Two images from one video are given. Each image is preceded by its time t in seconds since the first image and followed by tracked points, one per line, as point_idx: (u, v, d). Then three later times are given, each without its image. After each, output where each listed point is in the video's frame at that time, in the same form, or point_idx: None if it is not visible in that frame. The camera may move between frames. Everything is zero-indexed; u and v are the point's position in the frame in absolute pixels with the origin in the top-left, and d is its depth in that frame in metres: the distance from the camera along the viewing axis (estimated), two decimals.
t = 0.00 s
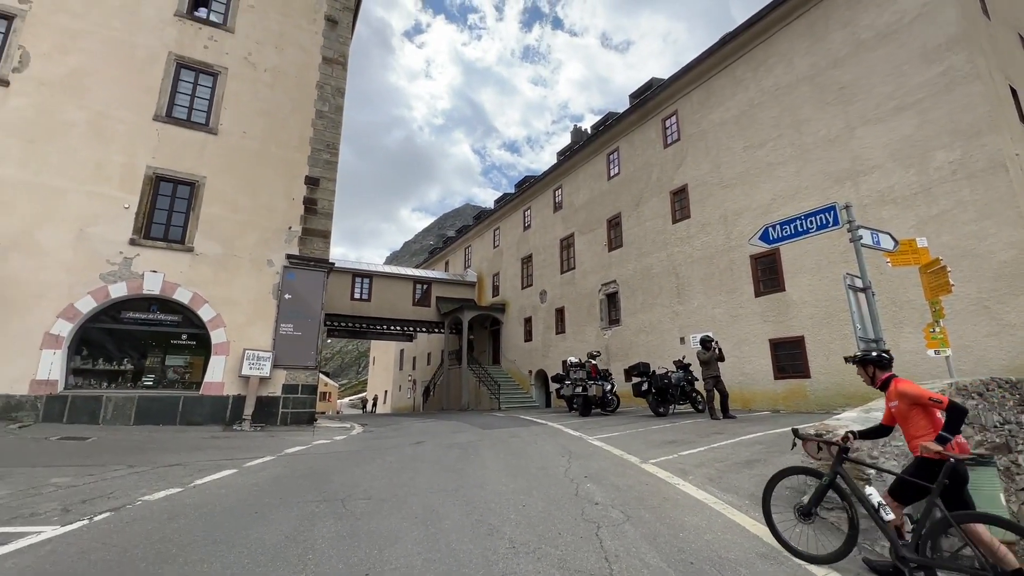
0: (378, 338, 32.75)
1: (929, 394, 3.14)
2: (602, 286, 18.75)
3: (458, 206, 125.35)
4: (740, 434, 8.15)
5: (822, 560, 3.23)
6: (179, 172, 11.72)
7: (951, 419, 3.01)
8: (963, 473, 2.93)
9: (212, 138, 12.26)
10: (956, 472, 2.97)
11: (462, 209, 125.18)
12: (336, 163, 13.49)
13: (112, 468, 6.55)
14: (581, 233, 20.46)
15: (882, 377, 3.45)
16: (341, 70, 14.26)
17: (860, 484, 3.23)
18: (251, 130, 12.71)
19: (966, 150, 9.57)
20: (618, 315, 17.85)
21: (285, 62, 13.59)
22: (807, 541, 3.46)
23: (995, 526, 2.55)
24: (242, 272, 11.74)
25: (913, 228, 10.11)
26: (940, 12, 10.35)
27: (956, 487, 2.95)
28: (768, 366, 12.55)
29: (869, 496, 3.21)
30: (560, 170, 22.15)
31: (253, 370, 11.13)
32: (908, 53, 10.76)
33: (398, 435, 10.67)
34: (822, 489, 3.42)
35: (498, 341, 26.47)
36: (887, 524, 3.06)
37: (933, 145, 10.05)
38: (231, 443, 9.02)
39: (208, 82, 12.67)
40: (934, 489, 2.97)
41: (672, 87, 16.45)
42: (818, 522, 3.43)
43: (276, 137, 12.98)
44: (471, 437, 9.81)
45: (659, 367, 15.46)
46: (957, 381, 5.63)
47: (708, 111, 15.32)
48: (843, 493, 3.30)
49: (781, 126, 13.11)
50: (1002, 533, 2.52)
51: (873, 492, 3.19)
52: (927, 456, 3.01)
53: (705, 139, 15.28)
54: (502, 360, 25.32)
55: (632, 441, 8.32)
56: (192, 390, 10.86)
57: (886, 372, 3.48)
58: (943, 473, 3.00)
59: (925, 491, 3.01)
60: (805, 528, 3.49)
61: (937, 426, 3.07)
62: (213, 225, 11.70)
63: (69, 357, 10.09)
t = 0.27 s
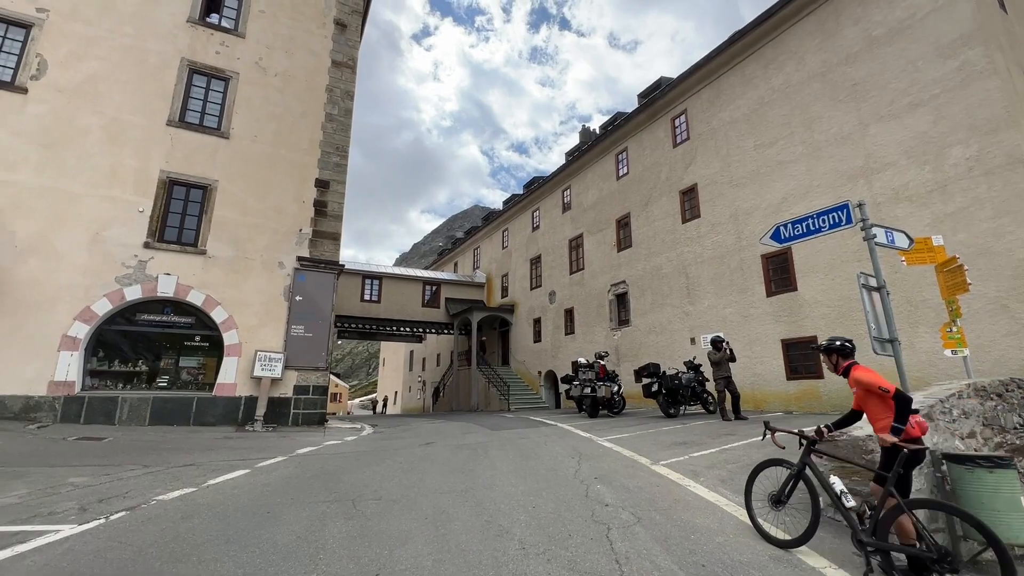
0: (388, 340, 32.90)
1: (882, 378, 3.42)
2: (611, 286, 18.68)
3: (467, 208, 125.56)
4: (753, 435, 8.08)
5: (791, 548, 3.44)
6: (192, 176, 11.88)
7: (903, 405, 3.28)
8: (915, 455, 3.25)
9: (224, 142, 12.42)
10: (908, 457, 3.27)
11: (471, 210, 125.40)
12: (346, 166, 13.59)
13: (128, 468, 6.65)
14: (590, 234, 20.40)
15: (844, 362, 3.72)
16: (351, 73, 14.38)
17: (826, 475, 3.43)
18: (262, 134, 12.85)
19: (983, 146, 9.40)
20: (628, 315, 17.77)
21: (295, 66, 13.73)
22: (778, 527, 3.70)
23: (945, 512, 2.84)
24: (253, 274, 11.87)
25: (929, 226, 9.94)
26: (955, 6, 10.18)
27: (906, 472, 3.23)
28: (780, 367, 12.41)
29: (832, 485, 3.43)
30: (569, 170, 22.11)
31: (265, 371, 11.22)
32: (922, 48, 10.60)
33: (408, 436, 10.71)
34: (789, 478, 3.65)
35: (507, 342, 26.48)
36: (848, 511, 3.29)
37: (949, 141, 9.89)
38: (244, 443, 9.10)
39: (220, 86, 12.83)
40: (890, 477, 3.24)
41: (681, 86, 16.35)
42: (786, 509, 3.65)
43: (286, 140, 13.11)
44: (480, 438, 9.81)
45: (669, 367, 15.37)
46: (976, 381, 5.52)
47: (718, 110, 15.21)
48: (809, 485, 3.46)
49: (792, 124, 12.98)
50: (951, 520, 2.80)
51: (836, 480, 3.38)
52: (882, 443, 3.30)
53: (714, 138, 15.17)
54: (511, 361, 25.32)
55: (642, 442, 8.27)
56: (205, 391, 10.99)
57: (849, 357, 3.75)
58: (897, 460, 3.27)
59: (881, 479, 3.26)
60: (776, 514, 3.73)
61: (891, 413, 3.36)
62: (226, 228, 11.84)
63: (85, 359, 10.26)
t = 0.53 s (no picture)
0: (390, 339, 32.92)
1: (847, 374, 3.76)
2: (614, 286, 18.67)
3: (469, 207, 125.53)
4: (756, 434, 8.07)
5: (763, 530, 3.77)
6: (195, 176, 11.92)
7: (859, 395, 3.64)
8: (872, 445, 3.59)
9: (227, 142, 12.45)
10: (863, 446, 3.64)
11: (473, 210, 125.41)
12: (348, 166, 13.62)
13: (131, 467, 6.68)
14: (592, 233, 20.38)
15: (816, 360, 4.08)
16: (353, 74, 14.41)
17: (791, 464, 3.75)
18: (265, 134, 12.89)
19: (987, 144, 9.35)
20: (630, 315, 17.75)
21: (298, 67, 13.76)
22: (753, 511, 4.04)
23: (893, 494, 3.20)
24: (256, 275, 11.90)
25: (932, 224, 9.91)
26: (957, 3, 10.15)
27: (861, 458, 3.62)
28: (783, 366, 12.38)
29: (797, 472, 3.76)
30: (571, 170, 22.09)
31: (268, 371, 11.23)
32: (925, 46, 10.56)
33: (411, 436, 10.74)
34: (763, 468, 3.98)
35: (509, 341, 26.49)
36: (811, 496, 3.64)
37: (952, 140, 9.85)
38: (247, 443, 9.12)
39: (222, 87, 12.87)
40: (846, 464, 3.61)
41: (683, 85, 16.32)
42: (760, 495, 3.99)
43: (289, 141, 13.14)
44: (483, 437, 9.81)
45: (671, 367, 15.35)
46: (981, 380, 5.50)
47: (720, 109, 15.18)
48: (778, 473, 3.77)
49: (794, 123, 12.94)
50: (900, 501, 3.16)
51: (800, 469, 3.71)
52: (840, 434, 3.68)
53: (717, 137, 15.14)
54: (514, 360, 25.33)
55: (644, 442, 8.27)
56: (209, 391, 11.04)
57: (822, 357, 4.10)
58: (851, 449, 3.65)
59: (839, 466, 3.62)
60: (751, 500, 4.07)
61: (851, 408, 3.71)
62: (229, 228, 11.87)
63: (90, 359, 10.32)
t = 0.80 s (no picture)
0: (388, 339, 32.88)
1: (804, 370, 4.00)
2: (611, 285, 18.70)
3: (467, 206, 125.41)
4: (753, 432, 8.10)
5: (740, 517, 4.03)
6: (192, 175, 11.88)
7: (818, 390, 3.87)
8: (830, 433, 3.83)
9: (224, 141, 12.42)
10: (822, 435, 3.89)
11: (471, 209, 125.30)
12: (346, 165, 13.59)
13: (129, 467, 6.66)
14: (590, 232, 20.40)
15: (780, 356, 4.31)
16: (350, 72, 14.37)
17: (757, 454, 3.97)
18: (262, 133, 12.85)
19: (984, 144, 9.39)
20: (628, 314, 17.78)
21: (295, 65, 13.72)
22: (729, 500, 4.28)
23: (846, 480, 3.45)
24: (254, 274, 11.87)
25: (929, 224, 9.95)
26: (953, 3, 10.18)
27: (819, 445, 3.88)
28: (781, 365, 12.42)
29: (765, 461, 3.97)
30: (569, 169, 22.09)
31: (266, 370, 11.23)
32: (922, 46, 10.59)
33: (409, 435, 10.74)
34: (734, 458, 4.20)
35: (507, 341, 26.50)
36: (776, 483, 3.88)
37: (949, 139, 9.88)
38: (245, 443, 9.12)
39: (219, 86, 12.83)
40: (806, 453, 3.86)
41: (681, 84, 16.33)
42: (733, 484, 4.23)
43: (286, 140, 13.10)
44: (481, 436, 9.82)
45: (669, 366, 15.38)
46: (977, 379, 5.52)
47: (718, 108, 15.20)
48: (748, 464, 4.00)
49: (792, 122, 12.96)
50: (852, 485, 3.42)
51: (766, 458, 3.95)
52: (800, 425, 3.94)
53: (714, 136, 15.17)
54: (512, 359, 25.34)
55: (642, 440, 8.29)
56: (206, 391, 11.03)
57: (787, 352, 4.32)
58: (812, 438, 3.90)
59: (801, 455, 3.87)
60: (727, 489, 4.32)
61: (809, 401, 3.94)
62: (226, 228, 11.84)
63: (87, 359, 10.29)
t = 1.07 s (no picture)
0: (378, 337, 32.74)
1: (767, 360, 4.27)
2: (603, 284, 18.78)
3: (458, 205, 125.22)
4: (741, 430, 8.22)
5: (709, 504, 4.29)
6: (180, 171, 11.73)
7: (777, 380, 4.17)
8: (787, 421, 4.06)
9: (213, 137, 12.27)
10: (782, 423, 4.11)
11: (463, 207, 125.05)
12: (337, 162, 13.51)
13: (114, 467, 6.58)
14: (581, 231, 20.47)
15: (750, 346, 4.60)
16: (341, 69, 14.28)
17: (725, 446, 4.21)
18: (251, 129, 12.72)
19: (968, 146, 9.56)
20: (619, 312, 17.88)
21: (285, 61, 13.59)
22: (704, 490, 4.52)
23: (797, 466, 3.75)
24: (243, 271, 11.76)
25: (914, 224, 10.11)
26: (939, 8, 10.35)
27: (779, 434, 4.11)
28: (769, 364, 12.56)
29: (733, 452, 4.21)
30: (560, 167, 22.12)
31: (255, 369, 11.14)
32: (909, 49, 10.75)
33: (400, 434, 10.72)
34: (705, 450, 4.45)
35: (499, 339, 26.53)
36: (742, 472, 4.11)
37: (934, 142, 10.05)
38: (234, 442, 9.05)
39: (208, 81, 12.68)
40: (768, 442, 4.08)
41: (672, 84, 16.42)
42: (705, 474, 4.49)
43: (276, 136, 12.98)
44: (472, 435, 9.82)
45: (659, 364, 15.49)
46: (960, 377, 5.63)
47: (709, 109, 15.32)
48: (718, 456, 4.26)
49: (781, 123, 13.10)
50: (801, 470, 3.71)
51: (732, 448, 4.19)
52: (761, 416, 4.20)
53: (705, 137, 15.28)
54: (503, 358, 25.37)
55: (633, 438, 8.35)
56: (194, 389, 10.92)
57: (755, 343, 4.59)
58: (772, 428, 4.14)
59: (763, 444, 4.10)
60: (700, 480, 4.57)
61: (769, 389, 4.21)
62: (215, 225, 11.72)
63: (72, 357, 10.14)
